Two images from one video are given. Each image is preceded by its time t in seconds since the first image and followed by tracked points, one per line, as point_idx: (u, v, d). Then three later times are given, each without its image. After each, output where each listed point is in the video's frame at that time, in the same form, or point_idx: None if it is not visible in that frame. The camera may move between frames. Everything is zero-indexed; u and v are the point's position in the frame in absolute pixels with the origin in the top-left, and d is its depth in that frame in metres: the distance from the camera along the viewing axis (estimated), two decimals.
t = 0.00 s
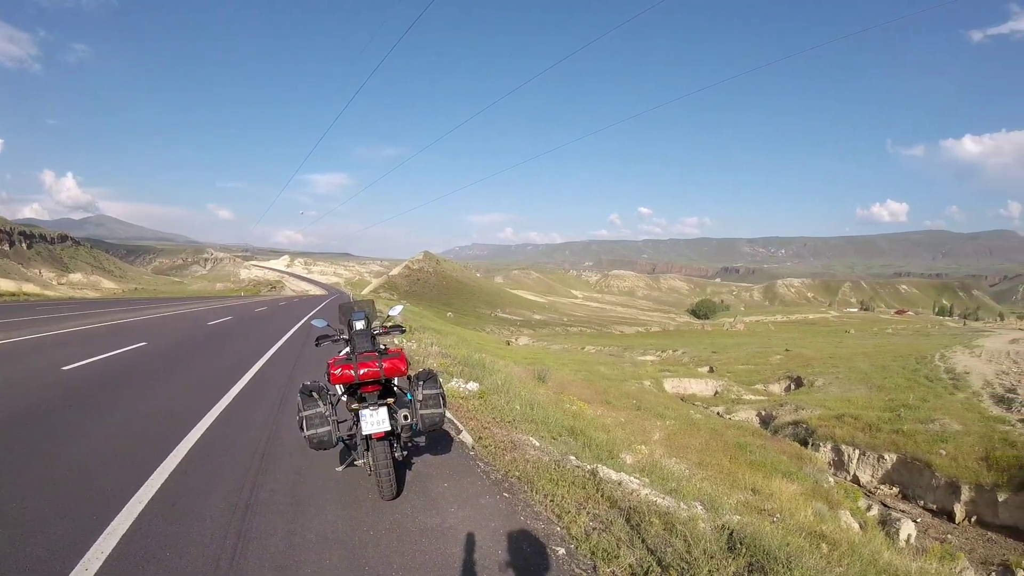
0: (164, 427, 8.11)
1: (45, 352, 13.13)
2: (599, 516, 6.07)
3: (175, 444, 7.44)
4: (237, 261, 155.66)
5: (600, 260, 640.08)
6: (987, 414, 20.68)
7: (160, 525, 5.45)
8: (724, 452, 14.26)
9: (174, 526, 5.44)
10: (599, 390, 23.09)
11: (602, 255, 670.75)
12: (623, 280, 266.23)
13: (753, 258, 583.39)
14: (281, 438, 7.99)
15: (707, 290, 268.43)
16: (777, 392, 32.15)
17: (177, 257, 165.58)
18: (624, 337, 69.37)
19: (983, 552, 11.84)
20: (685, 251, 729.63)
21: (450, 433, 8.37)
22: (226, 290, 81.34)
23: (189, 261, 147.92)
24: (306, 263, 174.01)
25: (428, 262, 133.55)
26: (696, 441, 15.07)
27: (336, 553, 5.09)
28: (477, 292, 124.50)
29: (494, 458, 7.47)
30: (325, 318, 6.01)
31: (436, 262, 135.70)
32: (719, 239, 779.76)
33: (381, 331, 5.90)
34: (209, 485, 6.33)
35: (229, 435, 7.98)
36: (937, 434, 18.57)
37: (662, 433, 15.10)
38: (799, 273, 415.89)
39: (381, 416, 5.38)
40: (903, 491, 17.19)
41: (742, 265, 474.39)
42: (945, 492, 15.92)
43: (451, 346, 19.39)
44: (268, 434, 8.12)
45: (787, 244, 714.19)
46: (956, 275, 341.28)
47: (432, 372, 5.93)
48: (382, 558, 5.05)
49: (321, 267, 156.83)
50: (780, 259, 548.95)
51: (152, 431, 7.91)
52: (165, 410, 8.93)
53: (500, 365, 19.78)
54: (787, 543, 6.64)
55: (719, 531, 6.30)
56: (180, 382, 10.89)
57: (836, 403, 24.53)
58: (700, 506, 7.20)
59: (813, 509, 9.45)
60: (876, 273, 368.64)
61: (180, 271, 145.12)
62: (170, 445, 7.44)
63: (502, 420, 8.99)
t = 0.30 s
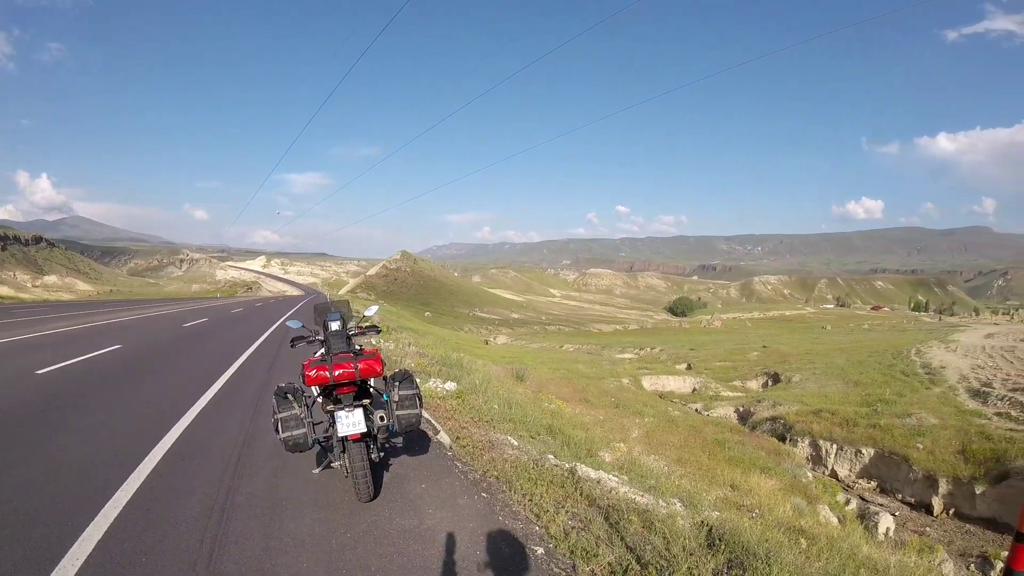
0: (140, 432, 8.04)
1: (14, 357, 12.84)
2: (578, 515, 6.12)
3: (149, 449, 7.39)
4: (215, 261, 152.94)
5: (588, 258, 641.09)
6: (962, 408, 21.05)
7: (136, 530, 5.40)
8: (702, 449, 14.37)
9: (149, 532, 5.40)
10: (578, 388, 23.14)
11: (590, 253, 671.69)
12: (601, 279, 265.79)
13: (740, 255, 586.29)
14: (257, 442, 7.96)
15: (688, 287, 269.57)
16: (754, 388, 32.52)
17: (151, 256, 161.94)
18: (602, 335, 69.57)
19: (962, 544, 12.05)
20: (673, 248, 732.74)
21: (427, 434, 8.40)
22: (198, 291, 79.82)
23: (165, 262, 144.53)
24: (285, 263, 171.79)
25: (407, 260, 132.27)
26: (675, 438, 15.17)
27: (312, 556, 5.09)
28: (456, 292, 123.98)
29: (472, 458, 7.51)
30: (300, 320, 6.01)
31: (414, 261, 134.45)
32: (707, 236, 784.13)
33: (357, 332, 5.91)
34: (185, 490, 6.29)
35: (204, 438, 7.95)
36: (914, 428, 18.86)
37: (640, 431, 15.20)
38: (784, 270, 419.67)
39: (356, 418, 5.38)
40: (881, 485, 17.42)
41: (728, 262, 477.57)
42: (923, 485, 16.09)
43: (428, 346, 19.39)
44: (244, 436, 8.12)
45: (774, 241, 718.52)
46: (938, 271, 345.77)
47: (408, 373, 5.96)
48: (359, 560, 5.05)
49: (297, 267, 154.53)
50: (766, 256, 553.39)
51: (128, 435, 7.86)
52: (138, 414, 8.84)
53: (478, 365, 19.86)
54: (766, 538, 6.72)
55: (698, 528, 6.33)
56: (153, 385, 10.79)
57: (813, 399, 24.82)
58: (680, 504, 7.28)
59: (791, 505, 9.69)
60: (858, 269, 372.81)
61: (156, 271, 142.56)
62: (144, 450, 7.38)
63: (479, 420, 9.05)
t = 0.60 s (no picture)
0: (114, 439, 7.94)
1: None
2: (557, 514, 6.15)
3: (124, 455, 7.34)
4: (190, 262, 150.23)
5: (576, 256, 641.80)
6: (939, 402, 21.40)
7: (112, 536, 5.37)
8: (681, 446, 14.49)
9: (125, 538, 5.36)
10: (557, 387, 23.18)
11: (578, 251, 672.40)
12: (578, 278, 265.20)
13: (728, 253, 589.93)
14: (234, 446, 7.95)
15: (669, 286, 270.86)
16: (733, 385, 32.86)
17: (125, 257, 158.43)
18: (580, 334, 69.75)
19: (940, 537, 12.27)
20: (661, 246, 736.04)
21: (405, 435, 8.42)
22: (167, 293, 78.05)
23: (140, 264, 141.02)
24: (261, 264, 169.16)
25: (383, 261, 130.87)
26: (654, 436, 15.29)
27: (289, 558, 5.09)
28: (434, 292, 123.26)
29: (450, 459, 7.55)
30: (274, 321, 6.00)
31: (391, 261, 133.20)
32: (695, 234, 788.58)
33: (332, 333, 5.90)
34: (159, 496, 6.26)
35: (180, 444, 7.91)
36: (890, 423, 19.14)
37: (620, 429, 15.31)
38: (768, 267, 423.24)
39: (332, 420, 5.37)
40: (859, 480, 17.64)
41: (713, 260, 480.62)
42: (900, 479, 16.32)
43: (406, 346, 19.37)
44: (220, 441, 8.09)
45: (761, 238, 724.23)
46: (920, 267, 350.85)
47: (384, 374, 5.96)
48: (336, 562, 5.06)
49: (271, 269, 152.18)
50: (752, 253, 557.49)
51: (101, 443, 7.75)
52: (113, 420, 8.75)
53: (456, 365, 19.88)
54: (745, 534, 6.76)
55: (677, 526, 6.36)
56: (125, 391, 10.65)
57: (790, 395, 25.10)
58: (659, 501, 7.32)
59: (770, 500, 9.86)
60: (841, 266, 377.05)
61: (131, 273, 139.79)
62: (118, 456, 7.32)
63: (458, 420, 9.11)
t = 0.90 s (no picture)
0: (85, 442, 7.83)
1: None
2: (533, 514, 6.19)
3: (94, 459, 7.23)
4: (164, 261, 147.25)
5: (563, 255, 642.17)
6: (913, 399, 21.77)
7: (83, 541, 5.30)
8: (658, 444, 14.60)
9: (96, 542, 5.29)
10: (534, 387, 23.20)
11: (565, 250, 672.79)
12: (554, 278, 265.17)
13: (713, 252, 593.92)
14: (207, 449, 7.88)
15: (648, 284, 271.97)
16: (709, 383, 33.16)
17: (98, 255, 155.08)
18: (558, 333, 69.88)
19: (916, 532, 12.49)
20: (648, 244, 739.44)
21: (381, 436, 8.43)
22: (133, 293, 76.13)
23: (112, 263, 137.72)
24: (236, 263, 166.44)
25: (358, 260, 129.31)
26: (631, 434, 15.38)
27: (263, 562, 5.08)
28: (409, 292, 122.39)
29: (426, 460, 7.57)
30: (246, 321, 5.99)
31: (367, 261, 131.88)
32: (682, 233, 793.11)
33: (306, 334, 5.90)
34: (131, 501, 6.18)
35: (153, 447, 7.82)
36: (866, 419, 19.44)
37: (596, 428, 15.41)
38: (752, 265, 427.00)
39: (304, 421, 5.36)
40: (835, 476, 17.90)
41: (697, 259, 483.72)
42: (876, 475, 16.56)
43: (382, 346, 19.29)
44: (193, 444, 8.03)
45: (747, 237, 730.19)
46: (902, 266, 355.67)
47: (358, 375, 5.97)
48: (309, 564, 5.05)
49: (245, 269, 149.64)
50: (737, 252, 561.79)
51: (72, 446, 7.66)
52: (83, 423, 8.62)
53: (432, 365, 19.86)
54: (722, 532, 6.81)
55: (654, 524, 6.40)
56: (95, 393, 10.47)
57: (766, 392, 25.41)
58: (636, 500, 7.37)
59: (747, 497, 10.05)
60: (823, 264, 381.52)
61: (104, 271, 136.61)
62: (89, 460, 7.22)
63: (434, 421, 9.16)
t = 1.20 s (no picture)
0: (58, 447, 7.71)
1: None
2: (511, 515, 6.23)
3: (68, 464, 7.16)
4: (139, 262, 144.62)
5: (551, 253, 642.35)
6: (890, 395, 22.04)
7: (57, 547, 5.27)
8: (637, 442, 14.73)
9: (71, 548, 5.25)
10: (514, 386, 23.22)
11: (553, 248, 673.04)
12: (531, 277, 264.69)
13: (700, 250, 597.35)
14: (183, 453, 7.84)
15: (630, 282, 273.11)
16: (688, 380, 33.45)
17: (73, 256, 152.05)
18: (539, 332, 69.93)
19: (894, 526, 12.71)
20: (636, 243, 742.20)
21: (358, 437, 8.44)
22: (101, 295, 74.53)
23: (88, 265, 135.36)
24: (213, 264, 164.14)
25: (335, 261, 128.03)
26: (611, 433, 15.47)
27: (239, 566, 5.07)
28: (386, 292, 121.72)
29: (404, 461, 7.59)
30: (220, 323, 6.00)
31: (345, 261, 130.82)
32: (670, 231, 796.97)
33: (281, 336, 5.91)
34: (105, 506, 6.13)
35: (128, 451, 7.75)
36: (844, 415, 19.71)
37: (575, 426, 15.52)
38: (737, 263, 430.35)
39: (279, 424, 5.38)
40: (813, 472, 18.12)
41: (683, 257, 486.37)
42: (854, 470, 16.79)
43: (360, 347, 19.21)
44: (168, 447, 7.98)
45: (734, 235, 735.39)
46: (886, 263, 360.21)
47: (333, 377, 6.00)
48: (285, 568, 5.05)
49: (221, 270, 147.43)
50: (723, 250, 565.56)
51: (45, 451, 7.54)
52: (55, 428, 8.50)
53: (410, 365, 19.84)
54: (701, 530, 6.86)
55: (634, 523, 6.45)
56: (67, 397, 10.32)
57: (744, 389, 25.67)
58: (616, 498, 7.43)
59: (727, 494, 10.19)
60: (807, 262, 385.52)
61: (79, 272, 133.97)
62: (62, 465, 7.15)
63: (412, 421, 9.19)
